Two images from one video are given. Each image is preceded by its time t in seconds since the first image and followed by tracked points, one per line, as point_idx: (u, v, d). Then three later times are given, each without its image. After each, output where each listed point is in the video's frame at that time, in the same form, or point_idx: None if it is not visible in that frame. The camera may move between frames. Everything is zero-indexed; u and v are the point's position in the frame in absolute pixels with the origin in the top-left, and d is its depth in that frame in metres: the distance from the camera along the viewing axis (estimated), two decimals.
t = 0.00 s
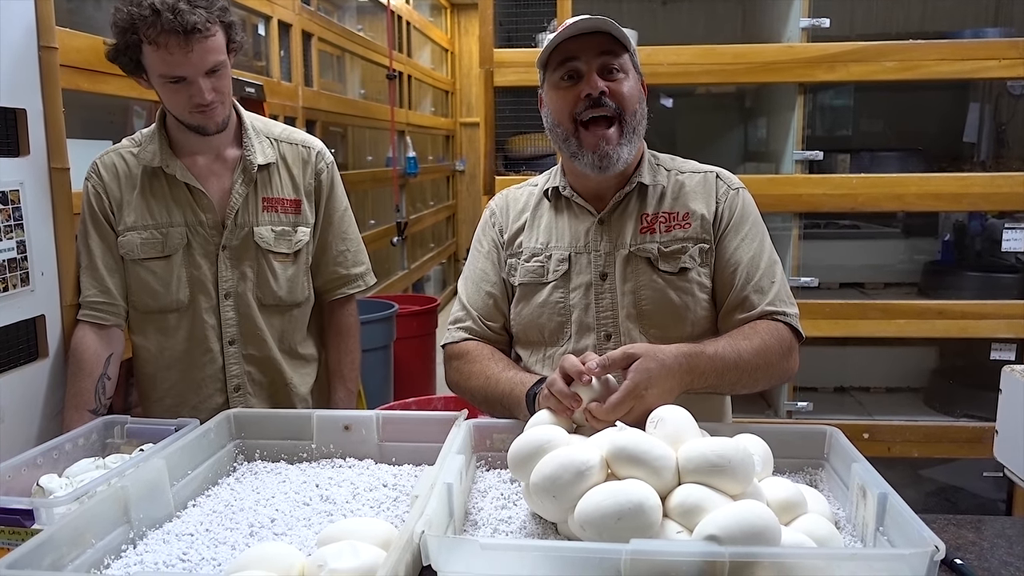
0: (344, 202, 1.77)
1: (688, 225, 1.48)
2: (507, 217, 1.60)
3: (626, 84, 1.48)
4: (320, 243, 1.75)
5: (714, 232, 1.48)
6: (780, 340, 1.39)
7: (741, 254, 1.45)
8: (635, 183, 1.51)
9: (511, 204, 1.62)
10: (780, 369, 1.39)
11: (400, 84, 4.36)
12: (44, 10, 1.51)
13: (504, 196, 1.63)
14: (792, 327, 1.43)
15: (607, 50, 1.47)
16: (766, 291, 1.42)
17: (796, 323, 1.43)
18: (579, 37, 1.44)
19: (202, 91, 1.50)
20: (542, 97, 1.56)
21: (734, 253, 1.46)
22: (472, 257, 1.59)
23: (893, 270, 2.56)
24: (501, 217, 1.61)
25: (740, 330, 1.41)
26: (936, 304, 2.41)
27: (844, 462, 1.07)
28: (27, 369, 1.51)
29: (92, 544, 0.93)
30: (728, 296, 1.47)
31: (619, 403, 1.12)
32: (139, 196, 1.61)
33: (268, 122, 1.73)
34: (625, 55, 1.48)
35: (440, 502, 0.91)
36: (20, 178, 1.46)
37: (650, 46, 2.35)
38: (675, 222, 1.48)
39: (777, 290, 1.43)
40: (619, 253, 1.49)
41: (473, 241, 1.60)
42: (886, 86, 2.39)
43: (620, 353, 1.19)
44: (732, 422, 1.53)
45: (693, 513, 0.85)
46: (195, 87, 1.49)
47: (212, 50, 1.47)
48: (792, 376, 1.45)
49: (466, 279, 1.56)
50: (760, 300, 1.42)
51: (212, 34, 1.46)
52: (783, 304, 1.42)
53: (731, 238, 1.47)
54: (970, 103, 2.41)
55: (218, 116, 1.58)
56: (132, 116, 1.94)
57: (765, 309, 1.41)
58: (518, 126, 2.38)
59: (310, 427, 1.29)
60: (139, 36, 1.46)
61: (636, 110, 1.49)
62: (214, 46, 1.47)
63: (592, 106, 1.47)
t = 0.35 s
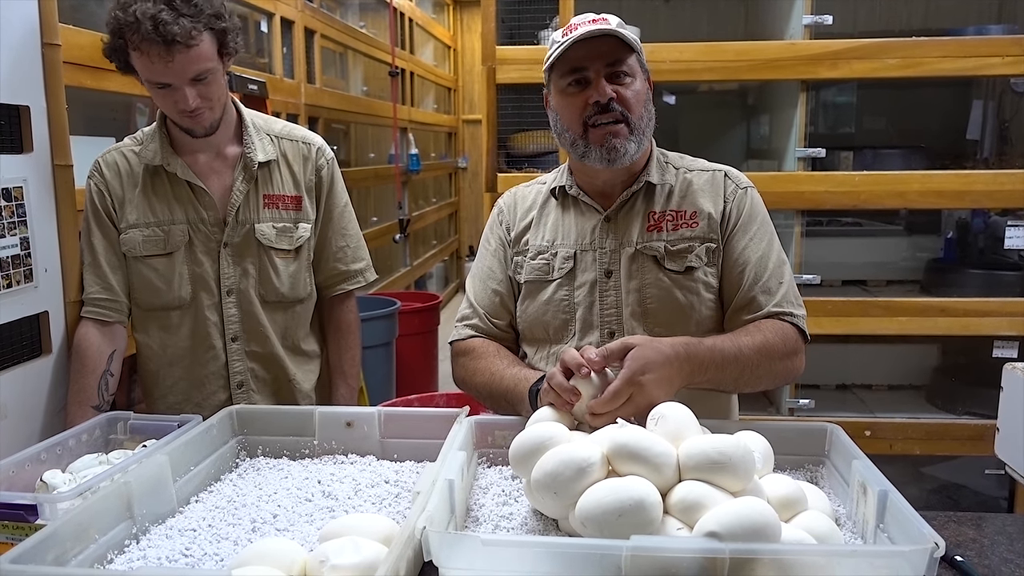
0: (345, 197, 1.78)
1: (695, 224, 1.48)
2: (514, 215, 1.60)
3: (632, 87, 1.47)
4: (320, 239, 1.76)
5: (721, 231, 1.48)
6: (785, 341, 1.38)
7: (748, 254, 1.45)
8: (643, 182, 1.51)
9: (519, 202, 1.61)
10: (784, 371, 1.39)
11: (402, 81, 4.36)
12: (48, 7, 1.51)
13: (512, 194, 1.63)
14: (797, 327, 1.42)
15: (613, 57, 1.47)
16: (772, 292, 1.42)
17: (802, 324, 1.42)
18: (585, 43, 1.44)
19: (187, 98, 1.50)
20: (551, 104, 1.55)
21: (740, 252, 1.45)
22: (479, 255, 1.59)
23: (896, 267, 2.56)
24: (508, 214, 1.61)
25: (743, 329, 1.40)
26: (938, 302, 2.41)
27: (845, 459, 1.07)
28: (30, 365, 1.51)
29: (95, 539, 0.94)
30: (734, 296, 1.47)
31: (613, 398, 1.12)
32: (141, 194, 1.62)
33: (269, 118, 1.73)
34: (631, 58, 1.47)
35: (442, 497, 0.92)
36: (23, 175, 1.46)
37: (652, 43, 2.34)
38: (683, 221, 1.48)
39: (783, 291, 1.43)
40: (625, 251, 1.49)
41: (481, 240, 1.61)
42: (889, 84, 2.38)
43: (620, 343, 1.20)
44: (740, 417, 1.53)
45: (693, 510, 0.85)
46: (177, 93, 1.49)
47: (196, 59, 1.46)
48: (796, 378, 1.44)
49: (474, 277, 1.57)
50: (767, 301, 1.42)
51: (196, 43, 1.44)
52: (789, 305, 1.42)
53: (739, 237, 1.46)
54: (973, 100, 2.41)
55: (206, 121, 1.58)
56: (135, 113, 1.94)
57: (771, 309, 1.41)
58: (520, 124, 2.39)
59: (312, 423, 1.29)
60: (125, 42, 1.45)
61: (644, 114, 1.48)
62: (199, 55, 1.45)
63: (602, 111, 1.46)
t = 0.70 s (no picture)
0: (349, 198, 1.78)
1: (686, 215, 1.48)
2: (510, 220, 1.62)
3: (610, 87, 1.49)
4: (324, 241, 1.76)
5: (712, 221, 1.48)
6: (783, 322, 1.37)
7: (740, 240, 1.44)
8: (630, 178, 1.51)
9: (514, 207, 1.63)
10: (783, 354, 1.38)
11: (404, 80, 4.36)
12: (51, 8, 1.51)
13: (506, 203, 1.65)
14: (795, 309, 1.40)
15: (588, 60, 1.48)
16: (766, 275, 1.41)
17: (799, 305, 1.41)
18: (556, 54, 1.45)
19: (167, 110, 1.50)
20: (534, 114, 1.56)
21: (732, 239, 1.45)
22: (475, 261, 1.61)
23: (897, 266, 2.56)
24: (503, 221, 1.62)
25: (738, 316, 1.39)
26: (940, 301, 2.41)
27: (846, 459, 1.07)
28: (34, 365, 1.52)
29: (100, 538, 0.94)
30: (730, 282, 1.47)
31: (607, 397, 1.12)
32: (144, 197, 1.63)
33: (272, 121, 1.74)
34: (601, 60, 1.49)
35: (444, 497, 0.92)
36: (27, 175, 1.47)
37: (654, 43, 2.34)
38: (673, 213, 1.49)
39: (777, 274, 1.41)
40: (619, 246, 1.50)
41: (478, 246, 1.63)
42: (891, 83, 2.38)
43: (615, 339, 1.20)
44: (741, 416, 1.56)
45: (695, 509, 0.86)
46: (155, 106, 1.50)
47: (172, 74, 1.44)
48: (798, 358, 1.44)
49: (470, 282, 1.59)
50: (761, 285, 1.41)
51: (169, 58, 1.43)
52: (784, 287, 1.41)
53: (730, 225, 1.46)
54: (975, 99, 2.41)
55: (189, 131, 1.57)
56: (137, 113, 1.94)
57: (766, 293, 1.40)
58: (521, 123, 2.39)
59: (314, 423, 1.30)
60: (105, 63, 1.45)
61: (625, 110, 1.50)
62: (175, 69, 1.44)
63: (584, 114, 1.47)
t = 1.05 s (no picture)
0: (346, 198, 1.78)
1: (687, 215, 1.50)
2: (506, 217, 1.61)
3: (624, 79, 1.51)
4: (323, 241, 1.76)
5: (711, 222, 1.50)
6: (780, 327, 1.39)
7: (739, 242, 1.46)
8: (630, 176, 1.53)
9: (510, 204, 1.63)
10: (780, 357, 1.40)
11: (406, 81, 4.37)
12: (55, 9, 1.51)
13: (502, 197, 1.64)
14: (791, 313, 1.42)
15: (613, 48, 1.50)
16: (764, 278, 1.43)
17: (795, 310, 1.43)
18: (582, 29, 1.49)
19: (173, 109, 1.51)
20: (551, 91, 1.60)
21: (731, 242, 1.47)
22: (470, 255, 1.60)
23: (899, 268, 2.56)
24: (500, 216, 1.61)
25: (736, 319, 1.41)
26: (941, 303, 2.41)
27: (848, 461, 1.07)
28: (38, 365, 1.52)
29: (103, 538, 0.95)
30: (728, 285, 1.48)
31: (608, 401, 1.12)
32: (145, 199, 1.63)
33: (270, 122, 1.74)
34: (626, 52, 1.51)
35: (447, 497, 0.92)
36: (31, 176, 1.47)
37: (656, 44, 2.35)
38: (674, 214, 1.50)
39: (774, 277, 1.43)
40: (619, 244, 1.51)
41: (472, 243, 1.61)
42: (893, 84, 2.38)
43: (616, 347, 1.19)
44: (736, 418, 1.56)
45: (698, 510, 0.86)
46: (162, 105, 1.50)
47: (173, 70, 1.44)
48: (791, 364, 1.45)
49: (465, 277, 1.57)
50: (759, 287, 1.43)
51: (170, 54, 1.43)
52: (780, 291, 1.42)
53: (729, 226, 1.48)
54: (977, 101, 2.41)
55: (197, 130, 1.59)
56: (140, 114, 1.95)
57: (763, 296, 1.42)
58: (523, 124, 2.39)
59: (316, 424, 1.30)
60: (107, 67, 1.45)
61: (632, 105, 1.50)
62: (175, 66, 1.44)
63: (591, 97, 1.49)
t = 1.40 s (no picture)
0: (343, 199, 1.78)
1: (696, 222, 1.50)
2: (514, 206, 1.60)
3: (639, 88, 1.48)
4: (320, 242, 1.77)
5: (720, 231, 1.51)
6: (779, 337, 1.41)
7: (744, 253, 1.48)
8: (646, 181, 1.53)
9: (519, 194, 1.62)
10: (775, 366, 1.41)
11: (406, 83, 4.37)
12: (56, 11, 1.52)
13: (512, 185, 1.64)
14: (789, 327, 1.44)
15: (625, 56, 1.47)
16: (765, 290, 1.44)
17: (793, 323, 1.45)
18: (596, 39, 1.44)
19: (179, 108, 1.50)
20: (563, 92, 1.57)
21: (737, 252, 1.48)
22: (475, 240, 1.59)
23: (899, 270, 2.56)
24: (508, 206, 1.61)
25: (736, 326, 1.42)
26: (941, 304, 2.41)
27: (847, 463, 1.07)
28: (37, 366, 1.52)
29: (103, 539, 0.95)
30: (731, 293, 1.49)
31: (613, 398, 1.12)
32: (143, 201, 1.63)
33: (266, 125, 1.75)
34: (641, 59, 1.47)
35: (446, 499, 0.93)
36: (31, 178, 1.47)
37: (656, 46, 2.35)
38: (685, 218, 1.50)
39: (775, 291, 1.45)
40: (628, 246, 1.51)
41: (477, 229, 1.59)
42: (893, 86, 2.39)
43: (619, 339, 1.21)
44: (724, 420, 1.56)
45: (696, 512, 0.86)
46: (170, 105, 1.49)
47: (178, 69, 1.45)
48: (784, 377, 1.46)
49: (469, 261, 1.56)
50: (759, 297, 1.44)
51: (174, 54, 1.43)
52: (778, 304, 1.44)
53: (736, 237, 1.49)
54: (977, 102, 2.41)
55: (202, 129, 1.60)
56: (141, 116, 1.95)
57: (763, 306, 1.43)
58: (524, 126, 2.39)
59: (316, 425, 1.30)
60: (110, 67, 1.45)
61: (647, 116, 1.48)
62: (179, 65, 1.45)
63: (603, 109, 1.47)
